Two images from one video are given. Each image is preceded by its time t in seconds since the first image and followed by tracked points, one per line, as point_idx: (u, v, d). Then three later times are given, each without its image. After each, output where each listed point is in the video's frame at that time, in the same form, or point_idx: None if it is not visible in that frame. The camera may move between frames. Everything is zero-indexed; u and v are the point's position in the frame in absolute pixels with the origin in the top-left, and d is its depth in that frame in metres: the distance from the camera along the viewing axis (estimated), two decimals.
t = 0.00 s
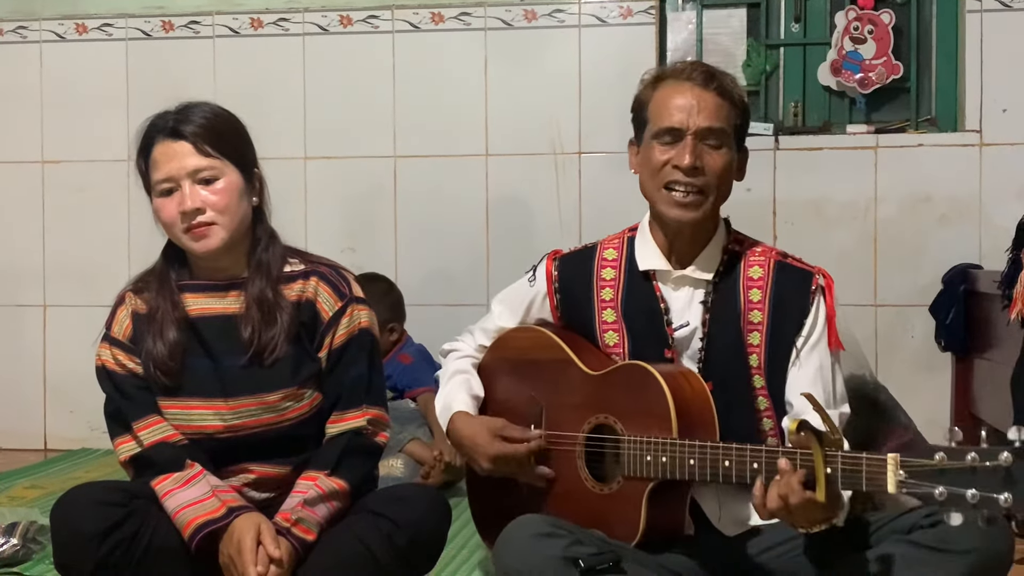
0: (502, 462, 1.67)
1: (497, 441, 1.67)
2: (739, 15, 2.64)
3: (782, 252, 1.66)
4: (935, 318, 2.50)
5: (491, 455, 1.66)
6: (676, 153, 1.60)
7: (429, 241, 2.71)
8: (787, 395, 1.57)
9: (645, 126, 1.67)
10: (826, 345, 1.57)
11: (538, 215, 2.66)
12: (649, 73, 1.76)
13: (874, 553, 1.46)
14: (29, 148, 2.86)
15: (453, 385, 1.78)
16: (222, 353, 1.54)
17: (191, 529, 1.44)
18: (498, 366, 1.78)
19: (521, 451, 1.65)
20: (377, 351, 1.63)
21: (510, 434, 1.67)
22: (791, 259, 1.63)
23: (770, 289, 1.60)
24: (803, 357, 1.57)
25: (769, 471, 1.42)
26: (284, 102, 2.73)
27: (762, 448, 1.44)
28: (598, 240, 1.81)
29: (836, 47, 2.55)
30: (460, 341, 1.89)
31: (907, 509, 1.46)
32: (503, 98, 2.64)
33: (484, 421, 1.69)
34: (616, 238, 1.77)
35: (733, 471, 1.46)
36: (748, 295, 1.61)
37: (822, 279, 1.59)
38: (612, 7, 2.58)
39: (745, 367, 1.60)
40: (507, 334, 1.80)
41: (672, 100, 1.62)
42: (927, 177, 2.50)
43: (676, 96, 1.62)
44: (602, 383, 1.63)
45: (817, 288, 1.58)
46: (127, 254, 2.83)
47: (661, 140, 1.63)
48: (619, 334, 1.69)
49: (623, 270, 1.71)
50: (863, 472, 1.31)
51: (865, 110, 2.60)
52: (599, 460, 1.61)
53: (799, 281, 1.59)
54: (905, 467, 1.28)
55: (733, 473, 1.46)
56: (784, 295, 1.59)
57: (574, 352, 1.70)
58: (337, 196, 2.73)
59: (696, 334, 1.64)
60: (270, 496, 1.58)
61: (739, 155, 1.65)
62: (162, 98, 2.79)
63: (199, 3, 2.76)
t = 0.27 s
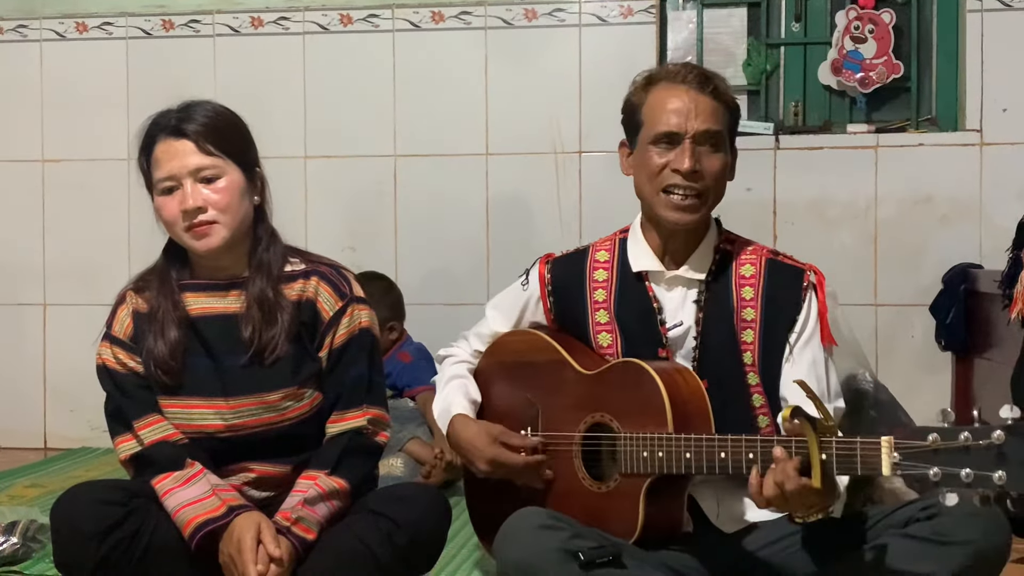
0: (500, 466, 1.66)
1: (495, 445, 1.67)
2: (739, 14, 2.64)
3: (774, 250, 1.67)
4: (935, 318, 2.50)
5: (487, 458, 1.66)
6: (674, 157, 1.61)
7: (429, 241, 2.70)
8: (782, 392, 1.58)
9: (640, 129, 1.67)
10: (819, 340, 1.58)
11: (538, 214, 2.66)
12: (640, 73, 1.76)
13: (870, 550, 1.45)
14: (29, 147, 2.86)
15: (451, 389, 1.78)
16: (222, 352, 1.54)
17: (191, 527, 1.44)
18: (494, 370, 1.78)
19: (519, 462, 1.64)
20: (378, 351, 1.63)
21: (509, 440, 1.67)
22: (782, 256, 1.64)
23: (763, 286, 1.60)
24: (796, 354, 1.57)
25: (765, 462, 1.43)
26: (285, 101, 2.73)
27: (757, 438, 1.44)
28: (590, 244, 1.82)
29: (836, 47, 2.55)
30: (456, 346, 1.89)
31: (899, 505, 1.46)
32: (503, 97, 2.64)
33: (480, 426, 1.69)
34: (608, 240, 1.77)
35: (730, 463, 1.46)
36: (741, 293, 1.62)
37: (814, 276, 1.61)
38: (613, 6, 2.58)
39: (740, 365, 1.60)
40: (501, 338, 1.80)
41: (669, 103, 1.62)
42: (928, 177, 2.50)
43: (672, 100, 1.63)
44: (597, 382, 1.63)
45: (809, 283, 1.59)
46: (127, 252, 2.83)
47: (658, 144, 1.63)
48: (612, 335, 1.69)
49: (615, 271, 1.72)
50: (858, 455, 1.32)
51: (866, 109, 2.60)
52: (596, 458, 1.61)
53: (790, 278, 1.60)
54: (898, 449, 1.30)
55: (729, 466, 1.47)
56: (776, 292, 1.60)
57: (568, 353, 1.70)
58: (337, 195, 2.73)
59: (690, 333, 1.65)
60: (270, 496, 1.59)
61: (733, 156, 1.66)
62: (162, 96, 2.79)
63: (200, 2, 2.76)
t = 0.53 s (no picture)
0: (498, 469, 1.66)
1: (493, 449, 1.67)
2: (739, 13, 2.64)
3: (767, 248, 1.68)
4: (934, 316, 2.50)
5: (486, 462, 1.65)
6: (659, 154, 1.60)
7: (429, 239, 2.70)
8: (778, 389, 1.58)
9: (626, 128, 1.67)
10: (814, 336, 1.59)
11: (538, 212, 2.65)
12: (625, 74, 1.77)
13: (866, 544, 1.45)
14: (28, 146, 2.86)
15: (448, 391, 1.78)
16: (222, 351, 1.54)
17: (191, 526, 1.44)
18: (491, 372, 1.79)
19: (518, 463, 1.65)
20: (378, 349, 1.63)
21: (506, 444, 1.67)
22: (776, 254, 1.65)
23: (757, 284, 1.61)
24: (792, 351, 1.58)
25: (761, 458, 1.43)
26: (284, 99, 2.72)
27: (753, 434, 1.44)
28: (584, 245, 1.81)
29: (836, 45, 2.55)
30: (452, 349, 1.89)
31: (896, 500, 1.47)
32: (503, 95, 2.64)
33: (478, 430, 1.69)
34: (602, 240, 1.77)
35: (725, 460, 1.47)
36: (736, 291, 1.62)
37: (808, 272, 1.62)
38: (612, 5, 2.58)
39: (736, 363, 1.60)
40: (496, 339, 1.81)
41: (653, 101, 1.63)
42: (927, 175, 2.50)
43: (655, 97, 1.63)
44: (593, 381, 1.63)
45: (803, 281, 1.60)
46: (127, 251, 2.83)
47: (643, 142, 1.63)
48: (606, 336, 1.69)
49: (610, 272, 1.71)
50: (852, 449, 1.33)
51: (865, 107, 2.60)
52: (594, 458, 1.62)
53: (784, 275, 1.61)
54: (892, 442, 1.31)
55: (725, 462, 1.47)
56: (770, 289, 1.60)
57: (564, 353, 1.70)
58: (337, 194, 2.73)
59: (685, 332, 1.65)
60: (270, 494, 1.59)
61: (720, 152, 1.66)
62: (162, 95, 2.79)
63: None
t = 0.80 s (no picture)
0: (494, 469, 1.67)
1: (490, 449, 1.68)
2: (738, 10, 2.64)
3: (762, 244, 1.67)
4: (933, 313, 2.50)
5: (483, 462, 1.67)
6: (653, 150, 1.61)
7: (428, 237, 2.70)
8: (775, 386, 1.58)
9: (619, 126, 1.68)
10: (809, 332, 1.58)
11: (537, 210, 2.65)
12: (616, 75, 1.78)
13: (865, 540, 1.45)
14: (27, 145, 2.86)
15: (444, 391, 1.78)
16: (221, 349, 1.55)
17: (190, 524, 1.44)
18: (488, 373, 1.79)
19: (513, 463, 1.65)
20: (377, 348, 1.63)
21: (501, 444, 1.68)
22: (770, 250, 1.64)
23: (751, 281, 1.61)
24: (787, 348, 1.58)
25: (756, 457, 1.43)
26: (283, 98, 2.72)
27: (748, 434, 1.44)
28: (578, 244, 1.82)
29: (835, 42, 2.55)
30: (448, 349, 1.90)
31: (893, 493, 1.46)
32: (502, 93, 2.64)
33: (476, 430, 1.70)
34: (596, 239, 1.78)
35: (721, 459, 1.46)
36: (731, 289, 1.62)
37: (803, 269, 1.62)
38: (611, 2, 2.58)
39: (733, 361, 1.60)
40: (491, 339, 1.82)
41: (645, 98, 1.64)
42: (926, 172, 2.50)
43: (647, 95, 1.64)
44: (590, 380, 1.63)
45: (798, 277, 1.60)
46: (126, 250, 2.83)
47: (636, 139, 1.63)
48: (601, 335, 1.70)
49: (604, 271, 1.72)
50: (847, 446, 1.32)
51: (864, 105, 2.60)
52: (591, 457, 1.62)
53: (779, 272, 1.61)
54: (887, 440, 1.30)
55: (720, 462, 1.46)
56: (765, 286, 1.60)
57: (560, 353, 1.70)
58: (336, 192, 2.73)
59: (681, 331, 1.65)
60: (269, 492, 1.59)
61: (713, 148, 1.66)
62: (160, 94, 2.78)
63: None
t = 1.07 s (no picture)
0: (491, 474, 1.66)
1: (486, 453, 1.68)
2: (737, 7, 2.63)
3: (762, 241, 1.66)
4: (933, 310, 2.49)
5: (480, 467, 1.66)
6: (651, 151, 1.61)
7: (428, 235, 2.70)
8: (776, 385, 1.58)
9: (617, 125, 1.67)
10: (811, 333, 1.58)
11: (536, 208, 2.65)
12: (614, 71, 1.77)
13: (855, 524, 1.47)
14: (26, 144, 2.86)
15: (442, 392, 1.77)
16: (221, 347, 1.55)
17: (190, 523, 1.44)
18: (486, 371, 1.78)
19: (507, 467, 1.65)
20: (376, 346, 1.63)
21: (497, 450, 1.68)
22: (769, 247, 1.63)
23: (751, 280, 1.60)
24: (789, 347, 1.58)
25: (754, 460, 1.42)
26: (282, 96, 2.72)
27: (746, 437, 1.44)
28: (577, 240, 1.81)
29: (834, 40, 2.56)
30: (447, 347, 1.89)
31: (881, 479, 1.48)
32: (501, 91, 2.64)
33: (474, 435, 1.69)
34: (595, 237, 1.77)
35: (719, 460, 1.47)
36: (731, 288, 1.61)
37: (802, 266, 1.61)
38: None
39: (732, 360, 1.60)
40: (489, 336, 1.81)
41: (644, 97, 1.63)
42: (925, 169, 2.50)
43: (645, 94, 1.64)
44: (587, 380, 1.64)
45: (798, 276, 1.59)
46: (126, 249, 2.83)
47: (635, 139, 1.63)
48: (599, 334, 1.70)
49: (602, 269, 1.71)
50: (843, 454, 1.32)
51: (863, 101, 2.61)
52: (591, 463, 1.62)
53: (779, 270, 1.60)
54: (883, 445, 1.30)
55: (719, 463, 1.47)
56: (765, 285, 1.60)
57: (558, 353, 1.70)
58: (335, 190, 2.73)
59: (679, 329, 1.65)
60: (269, 490, 1.58)
61: (712, 147, 1.66)
62: (159, 92, 2.78)
63: None
